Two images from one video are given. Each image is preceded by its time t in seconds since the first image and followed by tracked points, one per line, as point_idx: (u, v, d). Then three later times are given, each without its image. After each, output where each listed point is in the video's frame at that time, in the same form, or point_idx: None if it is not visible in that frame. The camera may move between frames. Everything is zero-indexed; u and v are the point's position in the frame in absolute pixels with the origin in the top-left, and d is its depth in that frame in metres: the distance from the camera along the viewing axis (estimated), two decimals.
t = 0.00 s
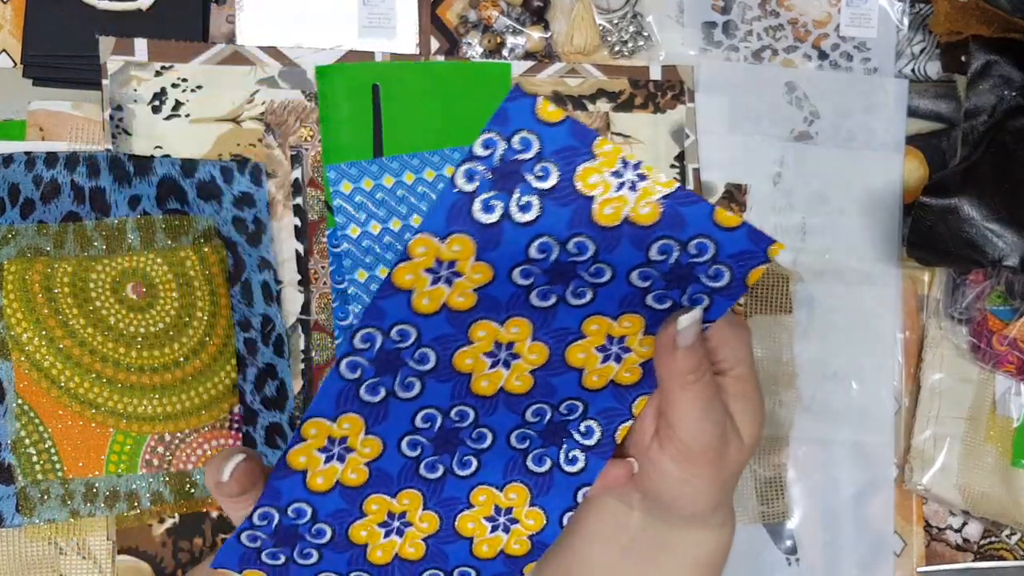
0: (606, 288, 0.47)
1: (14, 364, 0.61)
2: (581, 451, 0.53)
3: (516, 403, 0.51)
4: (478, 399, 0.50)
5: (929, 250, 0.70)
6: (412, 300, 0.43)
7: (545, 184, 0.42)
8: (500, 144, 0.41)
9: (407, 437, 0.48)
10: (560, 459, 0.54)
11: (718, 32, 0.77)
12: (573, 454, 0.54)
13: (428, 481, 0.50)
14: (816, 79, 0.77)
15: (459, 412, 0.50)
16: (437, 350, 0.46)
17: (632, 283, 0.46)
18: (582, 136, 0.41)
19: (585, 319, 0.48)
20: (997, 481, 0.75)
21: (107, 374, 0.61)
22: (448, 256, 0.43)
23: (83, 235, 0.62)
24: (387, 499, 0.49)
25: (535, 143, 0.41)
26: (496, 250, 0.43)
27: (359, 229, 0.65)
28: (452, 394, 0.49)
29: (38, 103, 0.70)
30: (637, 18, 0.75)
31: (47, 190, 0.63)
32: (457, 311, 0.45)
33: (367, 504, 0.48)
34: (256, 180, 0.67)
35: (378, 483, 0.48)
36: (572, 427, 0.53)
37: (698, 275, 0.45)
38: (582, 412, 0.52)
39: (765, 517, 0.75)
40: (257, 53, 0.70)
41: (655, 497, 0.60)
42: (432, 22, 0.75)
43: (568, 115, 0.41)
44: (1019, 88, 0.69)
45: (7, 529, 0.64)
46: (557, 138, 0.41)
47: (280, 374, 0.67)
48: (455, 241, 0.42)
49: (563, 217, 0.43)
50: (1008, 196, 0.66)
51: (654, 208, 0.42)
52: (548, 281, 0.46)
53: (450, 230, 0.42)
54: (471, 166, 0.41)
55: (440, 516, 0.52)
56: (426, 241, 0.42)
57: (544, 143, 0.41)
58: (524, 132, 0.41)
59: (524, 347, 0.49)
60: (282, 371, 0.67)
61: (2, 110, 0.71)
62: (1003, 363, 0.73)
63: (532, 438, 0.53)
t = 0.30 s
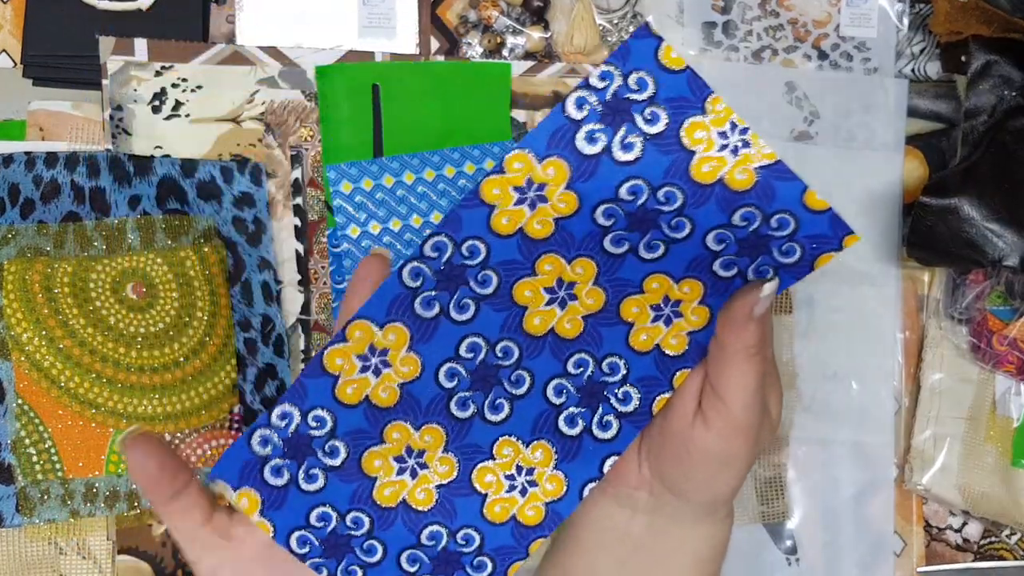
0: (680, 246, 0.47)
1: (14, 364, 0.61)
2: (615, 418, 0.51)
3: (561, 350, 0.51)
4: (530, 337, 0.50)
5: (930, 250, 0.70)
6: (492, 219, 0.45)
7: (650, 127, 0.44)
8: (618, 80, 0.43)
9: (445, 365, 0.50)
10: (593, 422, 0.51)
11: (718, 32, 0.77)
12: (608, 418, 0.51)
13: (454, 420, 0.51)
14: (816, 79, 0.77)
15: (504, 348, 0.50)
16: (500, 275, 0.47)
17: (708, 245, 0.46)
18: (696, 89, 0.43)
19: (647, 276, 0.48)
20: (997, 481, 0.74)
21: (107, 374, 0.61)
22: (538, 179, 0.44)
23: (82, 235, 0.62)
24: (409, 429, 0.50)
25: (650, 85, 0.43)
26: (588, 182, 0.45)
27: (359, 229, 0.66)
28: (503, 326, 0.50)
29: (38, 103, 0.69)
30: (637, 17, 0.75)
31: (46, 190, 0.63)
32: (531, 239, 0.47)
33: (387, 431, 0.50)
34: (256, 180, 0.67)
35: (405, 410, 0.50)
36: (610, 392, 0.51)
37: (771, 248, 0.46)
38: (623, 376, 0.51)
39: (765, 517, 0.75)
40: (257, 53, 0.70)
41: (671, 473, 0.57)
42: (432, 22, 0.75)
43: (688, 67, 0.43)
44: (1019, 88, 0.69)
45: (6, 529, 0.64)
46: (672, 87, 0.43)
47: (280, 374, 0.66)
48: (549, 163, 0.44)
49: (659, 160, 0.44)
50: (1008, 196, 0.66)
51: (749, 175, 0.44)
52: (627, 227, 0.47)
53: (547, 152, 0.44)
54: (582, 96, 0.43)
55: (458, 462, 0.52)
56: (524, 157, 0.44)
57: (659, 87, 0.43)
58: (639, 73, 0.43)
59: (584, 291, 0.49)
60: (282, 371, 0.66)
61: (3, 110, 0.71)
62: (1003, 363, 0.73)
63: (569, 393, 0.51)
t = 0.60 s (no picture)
0: (701, 262, 0.44)
1: (14, 364, 0.60)
2: (614, 421, 0.48)
3: (566, 353, 0.47)
4: (535, 339, 0.46)
5: (929, 250, 0.70)
6: (506, 221, 0.43)
7: (675, 138, 0.42)
8: (641, 87, 0.41)
9: (446, 360, 0.45)
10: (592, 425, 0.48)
11: (718, 32, 0.77)
12: (607, 421, 0.48)
13: (454, 414, 0.47)
14: (815, 79, 0.77)
15: (508, 347, 0.46)
16: (512, 279, 0.44)
17: (727, 262, 0.43)
18: (722, 98, 0.42)
19: (663, 292, 0.45)
20: (997, 481, 0.75)
21: (107, 374, 0.61)
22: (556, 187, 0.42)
23: (82, 235, 0.62)
24: (408, 420, 0.46)
25: (675, 92, 0.41)
26: (605, 192, 0.43)
27: (359, 229, 0.65)
28: (508, 325, 0.46)
29: (38, 103, 0.70)
30: (637, 17, 0.75)
31: (47, 190, 0.63)
32: (545, 246, 0.44)
33: (387, 421, 0.45)
34: (256, 180, 0.67)
35: (405, 400, 0.45)
36: (612, 396, 0.48)
37: (791, 268, 0.43)
38: (628, 383, 0.47)
39: (765, 517, 0.75)
40: (257, 53, 0.70)
41: (656, 514, 0.58)
42: (432, 22, 0.75)
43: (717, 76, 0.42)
44: (1019, 87, 0.69)
45: (7, 529, 0.64)
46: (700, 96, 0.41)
47: (280, 374, 0.67)
48: (566, 172, 0.42)
49: (682, 172, 0.42)
50: (1007, 196, 0.66)
51: (773, 189, 0.42)
52: (643, 241, 0.44)
53: (565, 160, 0.42)
54: (605, 102, 0.41)
55: (454, 456, 0.47)
56: (539, 163, 0.42)
57: (683, 97, 0.42)
58: (665, 80, 0.41)
59: (595, 300, 0.45)
60: (282, 371, 0.67)
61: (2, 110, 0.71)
62: (1003, 363, 0.73)
63: (571, 395, 0.47)
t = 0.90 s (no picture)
0: (673, 252, 0.45)
1: (14, 364, 0.60)
2: (621, 418, 0.49)
3: (561, 360, 0.48)
4: (527, 350, 0.48)
5: (929, 250, 0.70)
6: (474, 238, 0.44)
7: (625, 130, 0.43)
8: (584, 84, 0.42)
9: (447, 378, 0.47)
10: (599, 422, 0.49)
11: (718, 32, 0.77)
12: (613, 417, 0.49)
13: (462, 428, 0.48)
14: (816, 79, 0.77)
15: (503, 360, 0.47)
16: (492, 294, 0.46)
17: (700, 249, 0.44)
18: (666, 85, 0.42)
19: (645, 287, 0.46)
20: (997, 481, 0.75)
21: (107, 374, 0.61)
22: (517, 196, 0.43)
23: (83, 235, 0.62)
24: (419, 441, 0.47)
25: (619, 86, 0.42)
26: (564, 193, 0.44)
27: (359, 229, 0.66)
28: (499, 340, 0.47)
29: (38, 103, 0.69)
30: (637, 17, 0.76)
31: (46, 190, 0.63)
32: (516, 258, 0.45)
33: (399, 444, 0.46)
34: (256, 180, 0.67)
35: (413, 422, 0.47)
36: (615, 395, 0.48)
37: (766, 245, 0.43)
38: (628, 381, 0.48)
39: (765, 517, 0.75)
40: (257, 53, 0.70)
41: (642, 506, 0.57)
42: (433, 22, 0.75)
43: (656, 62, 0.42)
44: (1019, 87, 0.69)
45: (7, 529, 0.64)
46: (642, 87, 0.42)
47: (280, 374, 0.68)
48: (524, 179, 0.43)
49: (637, 163, 0.43)
50: (1007, 196, 0.65)
51: (731, 167, 0.43)
52: (613, 237, 0.45)
53: (520, 167, 0.43)
54: (550, 104, 0.42)
55: (469, 467, 0.48)
56: (497, 175, 0.43)
57: (628, 89, 0.42)
58: (608, 74, 0.42)
59: (579, 305, 0.47)
60: (282, 371, 0.68)
61: (2, 110, 0.71)
62: (1003, 363, 0.73)
63: (573, 398, 0.49)
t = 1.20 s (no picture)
0: (666, 245, 0.46)
1: (14, 364, 0.60)
2: (637, 413, 0.49)
3: (572, 356, 0.50)
4: (538, 347, 0.50)
5: (930, 250, 0.70)
6: (469, 244, 0.47)
7: (601, 128, 0.44)
8: (558, 85, 0.44)
9: (463, 377, 0.50)
10: (617, 418, 0.50)
11: (718, 32, 0.77)
12: (630, 413, 0.49)
13: (483, 426, 0.50)
14: (816, 79, 0.77)
15: (515, 357, 0.50)
16: (494, 294, 0.49)
17: (693, 240, 0.46)
18: (640, 78, 0.44)
19: (643, 281, 0.47)
20: (997, 481, 0.74)
21: (107, 374, 0.61)
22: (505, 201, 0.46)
23: (83, 235, 0.62)
24: (442, 443, 0.49)
25: (593, 85, 0.44)
26: (550, 195, 0.46)
27: (359, 229, 0.66)
28: (508, 338, 0.50)
29: (38, 103, 0.69)
30: (637, 17, 0.76)
31: (46, 190, 0.63)
32: (513, 259, 0.48)
33: (423, 446, 0.49)
34: (256, 180, 0.68)
35: (435, 424, 0.49)
36: (629, 390, 0.49)
37: (760, 231, 0.45)
38: (641, 375, 0.49)
39: (765, 517, 0.75)
40: (257, 53, 0.70)
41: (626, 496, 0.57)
42: (433, 22, 0.75)
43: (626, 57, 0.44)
44: (1019, 88, 0.69)
45: (7, 529, 0.64)
46: (614, 83, 0.44)
47: (280, 374, 0.68)
48: (510, 184, 0.45)
49: (618, 159, 0.45)
50: (1007, 196, 0.65)
51: (714, 152, 0.44)
52: (603, 235, 0.47)
53: (504, 173, 0.45)
54: (525, 109, 0.44)
55: (493, 465, 0.50)
56: (482, 182, 0.45)
57: (601, 86, 0.44)
58: (580, 73, 0.44)
59: (581, 302, 0.48)
60: (282, 371, 0.68)
61: (2, 110, 0.71)
62: (1003, 363, 0.73)
63: (588, 394, 0.50)
